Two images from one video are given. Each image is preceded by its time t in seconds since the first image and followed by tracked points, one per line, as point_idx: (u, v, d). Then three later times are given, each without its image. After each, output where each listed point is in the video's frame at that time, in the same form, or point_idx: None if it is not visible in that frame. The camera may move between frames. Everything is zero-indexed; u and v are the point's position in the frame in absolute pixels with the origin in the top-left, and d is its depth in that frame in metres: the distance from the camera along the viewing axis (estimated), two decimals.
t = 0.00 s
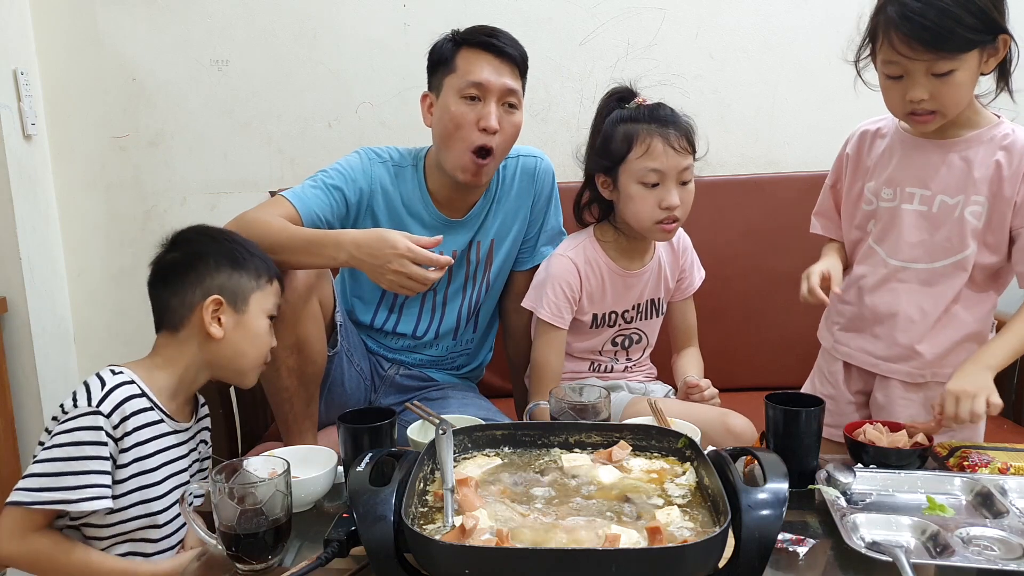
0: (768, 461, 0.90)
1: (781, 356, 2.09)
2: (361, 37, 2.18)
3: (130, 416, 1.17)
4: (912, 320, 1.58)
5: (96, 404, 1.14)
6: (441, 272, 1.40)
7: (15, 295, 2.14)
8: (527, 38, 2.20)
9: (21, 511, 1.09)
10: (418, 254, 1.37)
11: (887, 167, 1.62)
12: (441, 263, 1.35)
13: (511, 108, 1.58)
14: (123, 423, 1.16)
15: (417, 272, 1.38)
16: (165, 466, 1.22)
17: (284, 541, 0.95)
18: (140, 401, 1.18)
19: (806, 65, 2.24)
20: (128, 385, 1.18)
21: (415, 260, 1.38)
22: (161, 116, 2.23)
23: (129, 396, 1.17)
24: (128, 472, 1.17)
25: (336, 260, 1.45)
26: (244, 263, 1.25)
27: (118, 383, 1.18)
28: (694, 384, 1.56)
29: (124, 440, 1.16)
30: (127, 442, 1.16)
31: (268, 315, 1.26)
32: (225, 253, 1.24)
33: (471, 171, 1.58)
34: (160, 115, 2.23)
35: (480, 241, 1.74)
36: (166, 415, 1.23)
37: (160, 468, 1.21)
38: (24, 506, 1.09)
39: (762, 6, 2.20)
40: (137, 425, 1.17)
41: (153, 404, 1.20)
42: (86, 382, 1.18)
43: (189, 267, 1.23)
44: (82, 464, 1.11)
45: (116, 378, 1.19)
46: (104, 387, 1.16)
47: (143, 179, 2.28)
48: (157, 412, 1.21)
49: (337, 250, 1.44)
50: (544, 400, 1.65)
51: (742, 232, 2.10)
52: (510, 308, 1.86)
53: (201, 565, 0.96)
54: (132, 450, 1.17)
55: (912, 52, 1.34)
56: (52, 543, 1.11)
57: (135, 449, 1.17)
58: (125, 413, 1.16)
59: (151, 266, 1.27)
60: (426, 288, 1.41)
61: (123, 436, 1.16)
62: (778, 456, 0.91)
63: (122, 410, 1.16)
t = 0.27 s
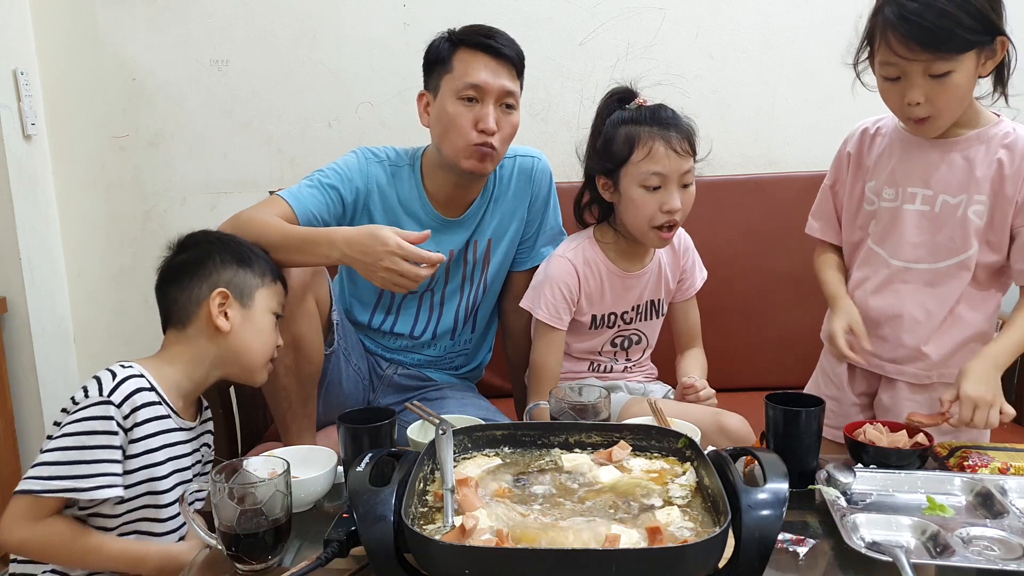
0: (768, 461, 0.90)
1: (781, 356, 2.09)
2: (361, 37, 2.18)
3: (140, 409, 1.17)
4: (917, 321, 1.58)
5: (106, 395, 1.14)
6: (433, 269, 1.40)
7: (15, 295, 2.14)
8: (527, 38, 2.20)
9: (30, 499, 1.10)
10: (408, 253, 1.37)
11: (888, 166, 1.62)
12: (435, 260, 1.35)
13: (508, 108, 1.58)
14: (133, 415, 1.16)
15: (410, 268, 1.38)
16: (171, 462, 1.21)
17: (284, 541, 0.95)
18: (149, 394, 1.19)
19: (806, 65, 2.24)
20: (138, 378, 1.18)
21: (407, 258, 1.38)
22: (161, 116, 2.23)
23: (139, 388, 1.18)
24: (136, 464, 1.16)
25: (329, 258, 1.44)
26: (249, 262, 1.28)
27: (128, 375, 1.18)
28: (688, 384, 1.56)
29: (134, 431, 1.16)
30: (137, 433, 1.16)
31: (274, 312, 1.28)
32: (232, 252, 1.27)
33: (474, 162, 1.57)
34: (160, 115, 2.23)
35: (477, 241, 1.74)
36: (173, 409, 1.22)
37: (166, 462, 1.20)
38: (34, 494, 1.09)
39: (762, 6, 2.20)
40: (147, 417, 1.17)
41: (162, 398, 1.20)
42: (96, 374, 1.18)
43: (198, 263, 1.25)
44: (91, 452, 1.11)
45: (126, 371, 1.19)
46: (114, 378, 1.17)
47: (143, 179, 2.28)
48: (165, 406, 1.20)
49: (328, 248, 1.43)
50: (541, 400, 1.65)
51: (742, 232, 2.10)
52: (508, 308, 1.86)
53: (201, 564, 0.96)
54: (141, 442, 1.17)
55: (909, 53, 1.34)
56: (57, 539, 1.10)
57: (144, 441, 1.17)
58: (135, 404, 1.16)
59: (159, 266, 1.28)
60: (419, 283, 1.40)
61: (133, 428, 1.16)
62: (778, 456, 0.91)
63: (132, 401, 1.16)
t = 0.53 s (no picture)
0: (768, 461, 0.90)
1: (781, 356, 2.09)
2: (361, 37, 2.18)
3: (147, 406, 1.17)
4: (926, 323, 1.58)
5: (112, 393, 1.14)
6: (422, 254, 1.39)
7: (15, 295, 2.14)
8: (527, 38, 2.20)
9: (47, 503, 1.09)
10: (395, 234, 1.37)
11: (892, 167, 1.59)
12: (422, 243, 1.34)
13: (484, 123, 1.55)
14: (141, 412, 1.16)
15: (398, 253, 1.37)
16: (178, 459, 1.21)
17: (285, 541, 0.95)
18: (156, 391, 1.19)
19: (806, 65, 2.24)
20: (143, 376, 1.18)
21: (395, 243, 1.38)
22: (161, 116, 2.23)
23: (143, 387, 1.18)
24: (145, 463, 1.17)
25: (320, 247, 1.44)
26: (245, 260, 1.28)
27: (133, 373, 1.18)
28: (689, 385, 1.56)
29: (141, 429, 1.16)
30: (145, 431, 1.16)
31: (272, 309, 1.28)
32: (227, 251, 1.27)
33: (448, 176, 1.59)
34: (160, 115, 2.23)
35: (475, 238, 1.74)
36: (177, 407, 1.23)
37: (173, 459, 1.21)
38: (50, 498, 1.09)
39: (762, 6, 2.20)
40: (153, 415, 1.18)
41: (167, 396, 1.21)
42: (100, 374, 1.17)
43: (192, 264, 1.24)
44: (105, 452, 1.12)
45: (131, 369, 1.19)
46: (119, 377, 1.16)
47: (143, 179, 2.28)
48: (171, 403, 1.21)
49: (320, 237, 1.44)
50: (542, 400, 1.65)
51: (742, 232, 2.10)
52: (506, 307, 1.86)
53: (202, 564, 0.96)
54: (149, 440, 1.17)
55: (905, 56, 1.34)
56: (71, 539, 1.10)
57: (151, 439, 1.17)
58: (141, 402, 1.16)
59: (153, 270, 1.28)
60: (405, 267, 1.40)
61: (140, 426, 1.16)
62: (778, 456, 0.91)
63: (138, 399, 1.16)
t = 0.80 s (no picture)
0: (768, 461, 0.90)
1: (781, 356, 2.09)
2: (361, 37, 2.18)
3: (134, 409, 1.17)
4: (924, 323, 1.58)
5: (98, 398, 1.14)
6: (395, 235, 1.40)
7: (15, 295, 2.14)
8: (527, 38, 2.20)
9: (38, 510, 1.10)
10: (364, 220, 1.38)
11: (890, 169, 1.59)
12: (395, 227, 1.35)
13: (465, 117, 1.55)
14: (128, 416, 1.16)
15: (370, 238, 1.39)
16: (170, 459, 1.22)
17: (285, 541, 0.95)
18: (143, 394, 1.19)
19: (806, 65, 2.24)
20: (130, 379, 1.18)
21: (369, 229, 1.38)
22: (161, 116, 2.23)
23: (130, 391, 1.17)
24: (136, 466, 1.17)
25: (304, 239, 1.46)
26: (237, 261, 1.26)
27: (120, 376, 1.18)
28: (688, 384, 1.55)
29: (130, 433, 1.16)
30: (133, 435, 1.16)
31: (263, 311, 1.27)
32: (220, 251, 1.25)
33: (433, 176, 1.60)
34: (160, 115, 2.23)
35: (474, 237, 1.74)
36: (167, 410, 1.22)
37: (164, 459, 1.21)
38: (41, 505, 1.10)
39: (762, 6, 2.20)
40: (142, 418, 1.18)
41: (155, 399, 1.20)
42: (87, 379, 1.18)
43: (180, 266, 1.24)
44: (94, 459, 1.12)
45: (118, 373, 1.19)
46: (105, 381, 1.16)
47: (143, 179, 2.28)
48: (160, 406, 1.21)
49: (303, 228, 1.45)
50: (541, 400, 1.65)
51: (742, 232, 2.10)
52: (506, 307, 1.86)
53: (202, 564, 0.96)
54: (138, 444, 1.17)
55: (903, 60, 1.34)
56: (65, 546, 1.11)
57: (139, 443, 1.17)
58: (128, 405, 1.16)
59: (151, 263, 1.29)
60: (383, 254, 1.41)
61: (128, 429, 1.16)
62: (779, 456, 0.91)
63: (125, 403, 1.16)
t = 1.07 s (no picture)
0: (768, 461, 0.90)
1: (781, 356, 2.09)
2: (361, 37, 2.18)
3: (126, 417, 1.16)
4: (924, 322, 1.58)
5: (89, 408, 1.14)
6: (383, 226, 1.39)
7: (15, 295, 2.14)
8: (527, 38, 2.20)
9: (29, 520, 1.11)
10: (353, 216, 1.38)
11: (888, 170, 1.59)
12: (384, 221, 1.35)
13: (462, 116, 1.55)
14: (120, 425, 1.15)
15: (359, 233, 1.39)
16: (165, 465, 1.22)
17: (285, 541, 0.95)
18: (135, 401, 1.18)
19: (806, 65, 2.24)
20: (122, 387, 1.18)
21: (358, 225, 1.38)
22: (161, 116, 2.23)
23: (123, 398, 1.17)
24: (130, 474, 1.16)
25: (297, 237, 1.46)
26: (231, 266, 1.24)
27: (111, 385, 1.17)
28: (691, 384, 1.55)
29: (122, 441, 1.16)
30: (125, 443, 1.16)
31: (258, 313, 1.26)
32: (213, 258, 1.23)
33: (430, 175, 1.59)
34: (160, 115, 2.23)
35: (473, 237, 1.75)
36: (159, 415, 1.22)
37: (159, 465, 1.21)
38: (32, 515, 1.10)
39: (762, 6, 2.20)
40: (134, 426, 1.17)
41: (147, 405, 1.20)
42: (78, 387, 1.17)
43: (168, 274, 1.23)
44: (87, 467, 1.12)
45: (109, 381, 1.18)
46: (96, 390, 1.16)
47: (143, 179, 2.28)
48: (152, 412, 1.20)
49: (297, 229, 1.46)
50: (541, 399, 1.65)
51: (741, 232, 2.10)
52: (506, 306, 1.86)
53: (202, 564, 0.96)
54: (132, 451, 1.17)
55: (905, 57, 1.34)
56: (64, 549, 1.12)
57: (133, 450, 1.17)
58: (119, 415, 1.15)
59: (139, 263, 1.27)
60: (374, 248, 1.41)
61: (121, 438, 1.16)
62: (779, 456, 0.91)
63: (116, 412, 1.15)
